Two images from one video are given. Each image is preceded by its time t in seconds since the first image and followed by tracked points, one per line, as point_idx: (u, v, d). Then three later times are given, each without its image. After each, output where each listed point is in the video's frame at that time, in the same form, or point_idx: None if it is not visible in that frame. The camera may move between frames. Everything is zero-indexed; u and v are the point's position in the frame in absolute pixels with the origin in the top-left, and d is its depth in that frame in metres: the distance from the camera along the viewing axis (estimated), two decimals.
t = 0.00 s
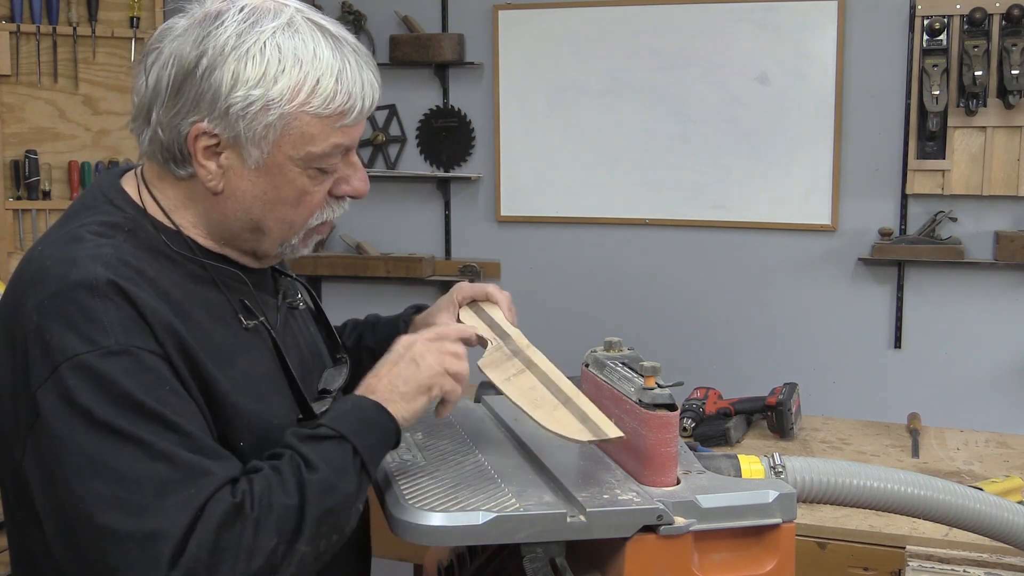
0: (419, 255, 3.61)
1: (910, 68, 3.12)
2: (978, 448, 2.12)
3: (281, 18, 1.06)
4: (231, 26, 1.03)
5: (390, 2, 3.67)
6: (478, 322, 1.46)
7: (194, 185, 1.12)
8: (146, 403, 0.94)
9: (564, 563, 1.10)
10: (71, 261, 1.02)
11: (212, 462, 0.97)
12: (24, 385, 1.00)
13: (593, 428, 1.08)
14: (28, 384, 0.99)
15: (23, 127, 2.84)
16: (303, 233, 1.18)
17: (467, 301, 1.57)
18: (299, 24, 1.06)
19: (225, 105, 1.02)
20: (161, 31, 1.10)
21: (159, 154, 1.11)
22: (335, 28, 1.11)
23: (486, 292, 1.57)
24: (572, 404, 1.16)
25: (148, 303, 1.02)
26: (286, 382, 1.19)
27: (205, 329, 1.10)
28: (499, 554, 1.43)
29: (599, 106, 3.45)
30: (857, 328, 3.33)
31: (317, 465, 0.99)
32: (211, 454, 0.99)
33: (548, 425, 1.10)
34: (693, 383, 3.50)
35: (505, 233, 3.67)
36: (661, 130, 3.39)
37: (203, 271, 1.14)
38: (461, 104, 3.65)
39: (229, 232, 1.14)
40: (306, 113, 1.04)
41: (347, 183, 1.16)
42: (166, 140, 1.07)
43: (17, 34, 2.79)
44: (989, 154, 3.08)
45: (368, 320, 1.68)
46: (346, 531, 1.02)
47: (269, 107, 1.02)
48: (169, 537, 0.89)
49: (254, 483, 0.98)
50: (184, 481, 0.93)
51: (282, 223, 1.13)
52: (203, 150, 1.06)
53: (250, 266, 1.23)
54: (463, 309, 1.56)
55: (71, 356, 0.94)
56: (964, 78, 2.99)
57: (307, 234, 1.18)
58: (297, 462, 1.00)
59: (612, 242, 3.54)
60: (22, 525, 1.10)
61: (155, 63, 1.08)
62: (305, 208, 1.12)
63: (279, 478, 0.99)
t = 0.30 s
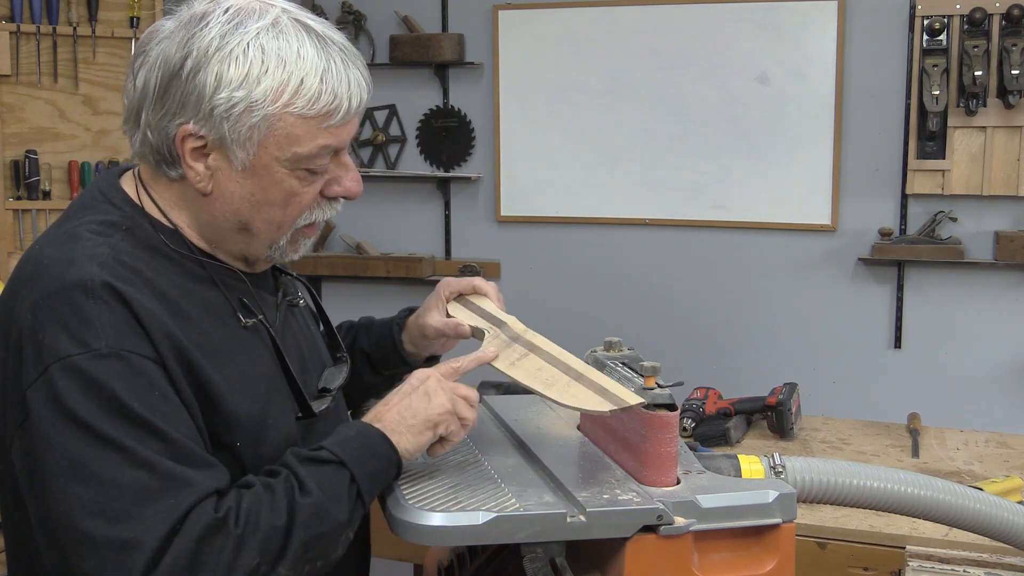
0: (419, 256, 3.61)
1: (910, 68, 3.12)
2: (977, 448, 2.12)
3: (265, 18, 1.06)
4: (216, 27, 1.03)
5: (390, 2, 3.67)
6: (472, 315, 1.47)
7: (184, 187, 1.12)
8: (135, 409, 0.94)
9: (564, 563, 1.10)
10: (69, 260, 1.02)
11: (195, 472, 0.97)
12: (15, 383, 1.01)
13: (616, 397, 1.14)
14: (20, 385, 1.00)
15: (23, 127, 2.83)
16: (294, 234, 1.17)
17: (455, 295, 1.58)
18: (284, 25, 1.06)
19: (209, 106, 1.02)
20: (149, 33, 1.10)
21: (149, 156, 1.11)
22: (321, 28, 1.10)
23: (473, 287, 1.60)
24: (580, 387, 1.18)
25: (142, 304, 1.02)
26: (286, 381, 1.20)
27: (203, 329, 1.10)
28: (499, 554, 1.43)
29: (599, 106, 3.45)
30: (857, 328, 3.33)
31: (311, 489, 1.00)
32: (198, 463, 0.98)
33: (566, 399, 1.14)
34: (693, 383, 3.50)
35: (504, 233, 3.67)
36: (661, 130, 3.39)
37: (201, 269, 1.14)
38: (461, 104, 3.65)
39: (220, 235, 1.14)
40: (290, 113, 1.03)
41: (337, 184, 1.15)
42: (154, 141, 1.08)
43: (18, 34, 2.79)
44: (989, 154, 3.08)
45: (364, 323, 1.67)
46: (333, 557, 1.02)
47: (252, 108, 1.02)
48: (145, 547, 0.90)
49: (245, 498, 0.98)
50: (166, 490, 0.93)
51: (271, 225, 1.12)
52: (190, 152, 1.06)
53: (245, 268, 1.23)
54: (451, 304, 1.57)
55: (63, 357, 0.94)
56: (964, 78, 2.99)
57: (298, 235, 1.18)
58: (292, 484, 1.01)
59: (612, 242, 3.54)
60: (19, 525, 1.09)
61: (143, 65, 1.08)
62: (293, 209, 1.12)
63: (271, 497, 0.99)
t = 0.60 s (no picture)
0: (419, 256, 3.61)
1: (910, 68, 3.12)
2: (977, 449, 2.12)
3: (260, 16, 1.06)
4: (209, 24, 1.04)
5: (390, 2, 3.67)
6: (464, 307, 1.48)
7: (181, 184, 1.12)
8: (125, 414, 0.94)
9: (564, 563, 1.10)
10: (68, 261, 1.02)
11: (181, 479, 0.96)
12: (9, 381, 1.02)
13: (609, 378, 1.15)
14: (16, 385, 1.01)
15: (23, 127, 2.84)
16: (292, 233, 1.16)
17: (445, 289, 1.58)
18: (278, 22, 1.06)
19: (203, 103, 1.02)
20: (146, 31, 1.11)
21: (147, 153, 1.11)
22: (317, 26, 1.10)
23: (463, 278, 1.59)
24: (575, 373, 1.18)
25: (142, 306, 1.02)
26: (285, 382, 1.19)
27: (203, 330, 1.10)
28: (499, 554, 1.43)
29: (599, 106, 3.45)
30: (857, 328, 3.33)
31: (304, 499, 0.99)
32: (187, 470, 0.97)
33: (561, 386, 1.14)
34: (693, 383, 3.50)
35: (504, 233, 3.67)
36: (661, 130, 3.39)
37: (202, 268, 1.14)
38: (462, 104, 3.64)
39: (218, 234, 1.14)
40: (283, 110, 1.03)
41: (334, 182, 1.14)
42: (151, 138, 1.08)
43: (18, 34, 2.79)
44: (989, 154, 3.08)
45: (357, 320, 1.66)
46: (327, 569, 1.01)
47: (245, 105, 1.02)
48: (125, 554, 0.90)
49: (229, 507, 0.97)
50: (149, 497, 0.93)
51: (268, 223, 1.12)
52: (186, 149, 1.06)
53: (246, 267, 1.22)
54: (442, 297, 1.57)
55: (58, 358, 0.95)
56: (964, 78, 2.99)
57: (296, 234, 1.17)
58: (285, 491, 1.00)
59: (612, 242, 3.54)
60: (17, 526, 1.09)
61: (140, 62, 1.09)
62: (290, 208, 1.11)
63: (260, 505, 0.99)
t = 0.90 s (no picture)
0: (419, 256, 3.61)
1: (910, 67, 3.12)
2: (977, 449, 2.12)
3: (254, 11, 1.06)
4: (203, 20, 1.04)
5: (390, 2, 3.67)
6: (455, 307, 1.47)
7: (178, 181, 1.12)
8: (127, 410, 0.94)
9: (564, 563, 1.10)
10: (67, 260, 1.02)
11: (186, 474, 0.95)
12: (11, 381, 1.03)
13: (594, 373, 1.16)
14: (18, 386, 1.00)
15: (23, 127, 2.84)
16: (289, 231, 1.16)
17: (437, 290, 1.58)
18: (272, 18, 1.06)
19: (196, 98, 1.02)
20: (141, 27, 1.11)
21: (144, 151, 1.11)
22: (312, 22, 1.10)
23: (455, 278, 1.59)
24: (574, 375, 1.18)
25: (142, 304, 1.02)
26: (285, 380, 1.19)
27: (203, 329, 1.09)
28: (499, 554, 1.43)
29: (599, 106, 3.45)
30: (857, 328, 3.33)
31: (321, 496, 0.97)
32: (192, 465, 0.97)
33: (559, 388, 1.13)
34: (693, 384, 3.50)
35: (504, 233, 3.67)
36: (661, 130, 3.39)
37: (201, 267, 1.14)
38: (462, 104, 3.64)
39: (216, 231, 1.14)
40: (276, 105, 1.03)
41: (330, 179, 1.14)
42: (147, 135, 1.08)
43: (18, 34, 2.80)
44: (989, 154, 3.08)
45: (354, 321, 1.65)
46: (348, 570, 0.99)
47: (238, 100, 1.02)
48: (128, 549, 0.90)
49: (239, 502, 0.97)
50: (152, 492, 0.92)
51: (263, 220, 1.11)
52: (181, 145, 1.06)
53: (246, 265, 1.22)
54: (434, 298, 1.56)
55: (59, 357, 0.95)
56: (964, 78, 2.99)
57: (293, 232, 1.16)
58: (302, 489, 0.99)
59: (612, 242, 3.54)
60: (18, 525, 1.09)
61: (136, 59, 1.09)
62: (285, 204, 1.11)
63: (273, 502, 0.98)
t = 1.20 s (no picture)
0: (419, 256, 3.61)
1: (910, 68, 3.12)
2: (978, 448, 2.12)
3: (250, 9, 1.06)
4: (199, 18, 1.04)
5: (390, 2, 3.67)
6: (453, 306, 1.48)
7: (175, 180, 1.12)
8: (130, 403, 0.94)
9: (564, 563, 1.10)
10: (66, 259, 1.02)
11: (192, 466, 0.95)
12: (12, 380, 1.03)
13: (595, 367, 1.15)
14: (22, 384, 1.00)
15: (23, 127, 2.84)
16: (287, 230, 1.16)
17: (434, 291, 1.58)
18: (268, 16, 1.06)
19: (193, 97, 1.02)
20: (138, 26, 1.11)
21: (141, 150, 1.11)
22: (308, 20, 1.10)
23: (450, 279, 1.60)
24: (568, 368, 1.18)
25: (142, 301, 1.02)
26: (283, 379, 1.19)
27: (202, 328, 1.10)
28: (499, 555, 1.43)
29: (599, 106, 3.45)
30: (857, 328, 3.33)
31: (331, 487, 0.97)
32: (198, 457, 0.97)
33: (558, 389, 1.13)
34: (693, 384, 3.50)
35: (504, 233, 3.67)
36: (661, 130, 3.39)
37: (199, 266, 1.14)
38: (461, 104, 3.65)
39: (213, 230, 1.13)
40: (272, 103, 1.03)
41: (327, 177, 1.13)
42: (144, 134, 1.08)
43: (18, 34, 2.80)
44: (989, 154, 3.08)
45: (350, 324, 1.65)
46: (358, 563, 0.98)
47: (234, 98, 1.02)
48: (138, 538, 0.90)
49: (250, 493, 0.97)
50: (159, 484, 0.92)
51: (260, 218, 1.11)
52: (178, 144, 1.06)
53: (244, 264, 1.22)
54: (432, 298, 1.57)
55: (59, 354, 0.95)
56: (964, 78, 2.99)
57: (291, 231, 1.16)
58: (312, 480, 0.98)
59: (612, 242, 3.54)
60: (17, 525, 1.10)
61: (132, 58, 1.09)
62: (283, 203, 1.11)
63: (284, 493, 0.97)
